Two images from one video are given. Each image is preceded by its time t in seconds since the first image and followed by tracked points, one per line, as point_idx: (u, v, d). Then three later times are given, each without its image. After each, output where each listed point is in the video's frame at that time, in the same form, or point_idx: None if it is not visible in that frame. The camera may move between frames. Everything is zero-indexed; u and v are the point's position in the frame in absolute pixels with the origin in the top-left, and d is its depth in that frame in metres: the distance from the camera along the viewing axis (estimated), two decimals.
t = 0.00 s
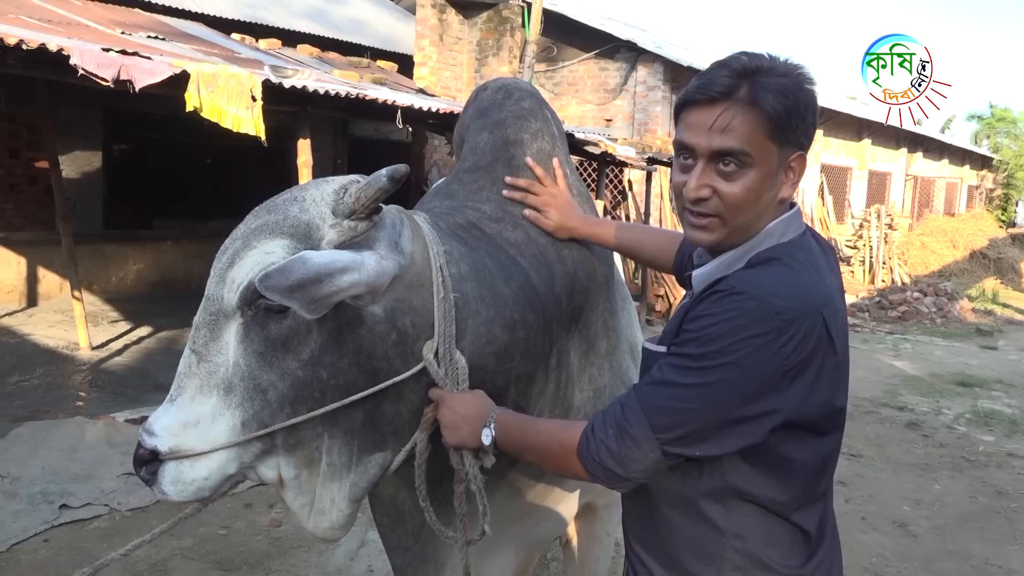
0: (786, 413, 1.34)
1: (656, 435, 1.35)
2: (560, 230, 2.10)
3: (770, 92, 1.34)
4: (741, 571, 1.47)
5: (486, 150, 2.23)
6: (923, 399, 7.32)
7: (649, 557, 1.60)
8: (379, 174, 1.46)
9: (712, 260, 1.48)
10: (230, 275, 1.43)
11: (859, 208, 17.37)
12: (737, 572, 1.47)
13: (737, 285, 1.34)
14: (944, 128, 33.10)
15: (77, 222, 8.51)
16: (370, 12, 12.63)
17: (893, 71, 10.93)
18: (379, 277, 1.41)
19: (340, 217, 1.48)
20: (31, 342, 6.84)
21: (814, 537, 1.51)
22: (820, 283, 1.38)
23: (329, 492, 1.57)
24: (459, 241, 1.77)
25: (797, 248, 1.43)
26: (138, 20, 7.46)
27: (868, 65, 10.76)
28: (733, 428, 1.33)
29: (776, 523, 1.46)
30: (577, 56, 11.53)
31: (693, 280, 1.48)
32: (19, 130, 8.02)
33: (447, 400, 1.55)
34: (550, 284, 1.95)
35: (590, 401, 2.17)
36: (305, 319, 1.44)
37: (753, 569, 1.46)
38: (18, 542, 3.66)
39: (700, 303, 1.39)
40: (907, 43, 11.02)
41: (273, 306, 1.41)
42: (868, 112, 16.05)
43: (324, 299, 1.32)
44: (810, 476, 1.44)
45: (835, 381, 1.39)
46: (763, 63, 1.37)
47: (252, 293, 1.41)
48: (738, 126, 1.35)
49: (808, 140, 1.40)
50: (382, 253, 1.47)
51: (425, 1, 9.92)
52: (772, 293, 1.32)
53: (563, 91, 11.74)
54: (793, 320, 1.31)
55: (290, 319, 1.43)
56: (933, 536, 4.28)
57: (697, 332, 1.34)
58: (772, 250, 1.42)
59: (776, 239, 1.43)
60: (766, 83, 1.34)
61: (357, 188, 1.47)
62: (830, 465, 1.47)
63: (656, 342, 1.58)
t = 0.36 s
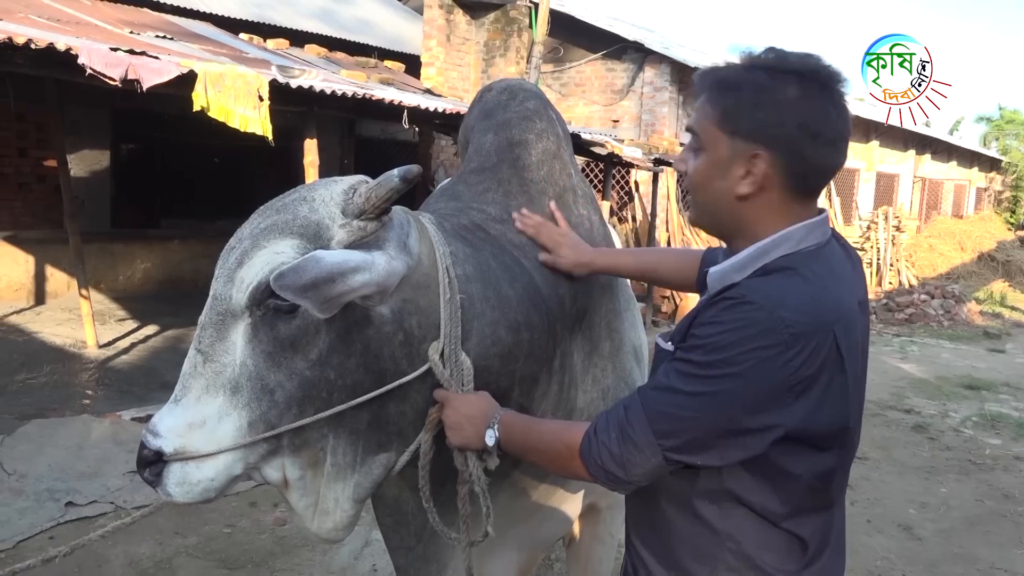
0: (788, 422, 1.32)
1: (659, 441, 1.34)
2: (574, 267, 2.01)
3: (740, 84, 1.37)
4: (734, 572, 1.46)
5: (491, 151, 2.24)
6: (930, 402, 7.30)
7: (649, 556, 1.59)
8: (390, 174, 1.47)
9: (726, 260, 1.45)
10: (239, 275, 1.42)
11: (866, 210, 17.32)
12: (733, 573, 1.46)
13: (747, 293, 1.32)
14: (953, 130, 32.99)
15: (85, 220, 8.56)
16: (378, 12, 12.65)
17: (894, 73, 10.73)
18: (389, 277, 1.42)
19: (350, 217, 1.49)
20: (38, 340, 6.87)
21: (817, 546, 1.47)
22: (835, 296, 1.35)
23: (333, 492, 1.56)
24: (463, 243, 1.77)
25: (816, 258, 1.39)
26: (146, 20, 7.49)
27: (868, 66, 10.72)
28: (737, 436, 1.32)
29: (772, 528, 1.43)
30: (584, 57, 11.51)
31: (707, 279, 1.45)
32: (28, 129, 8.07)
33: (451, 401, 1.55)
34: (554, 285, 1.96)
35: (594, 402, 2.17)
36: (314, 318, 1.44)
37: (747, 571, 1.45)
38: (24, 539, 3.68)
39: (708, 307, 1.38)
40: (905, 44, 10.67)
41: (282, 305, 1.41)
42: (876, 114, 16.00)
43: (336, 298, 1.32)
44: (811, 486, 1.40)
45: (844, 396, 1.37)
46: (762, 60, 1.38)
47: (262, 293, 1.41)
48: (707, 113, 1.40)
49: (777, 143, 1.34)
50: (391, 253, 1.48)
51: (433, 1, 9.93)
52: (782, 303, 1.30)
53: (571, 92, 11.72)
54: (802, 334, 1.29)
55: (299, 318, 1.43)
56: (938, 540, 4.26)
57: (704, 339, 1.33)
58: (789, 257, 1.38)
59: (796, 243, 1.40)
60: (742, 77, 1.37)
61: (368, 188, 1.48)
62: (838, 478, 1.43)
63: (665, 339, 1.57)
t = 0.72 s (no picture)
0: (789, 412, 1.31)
1: (665, 444, 1.32)
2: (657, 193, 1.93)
3: (726, 77, 1.39)
4: (738, 565, 1.46)
5: (497, 153, 2.24)
6: (939, 403, 7.26)
7: (656, 553, 1.58)
8: (399, 178, 1.47)
9: (724, 256, 1.44)
10: (248, 279, 1.43)
11: (876, 210, 17.25)
12: (735, 566, 1.46)
13: (742, 290, 1.32)
14: (964, 130, 32.85)
15: (95, 222, 8.62)
16: (386, 14, 12.68)
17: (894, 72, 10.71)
18: (397, 282, 1.43)
19: (358, 221, 1.49)
20: (49, 342, 6.92)
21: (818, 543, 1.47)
22: (829, 292, 1.36)
23: (342, 495, 1.58)
24: (470, 245, 1.77)
25: (809, 255, 1.40)
26: (156, 23, 7.53)
27: (869, 66, 10.69)
28: (738, 437, 1.30)
29: (775, 523, 1.44)
30: (592, 58, 11.50)
31: (703, 275, 1.45)
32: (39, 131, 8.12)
33: (459, 404, 1.56)
34: (561, 287, 1.95)
35: (600, 404, 2.17)
36: (323, 323, 1.45)
37: (751, 566, 1.45)
38: (34, 538, 3.70)
39: (703, 307, 1.37)
40: (907, 44, 10.48)
41: (291, 310, 1.42)
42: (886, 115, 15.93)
43: (344, 303, 1.33)
44: (813, 481, 1.39)
45: (841, 392, 1.36)
46: (758, 56, 1.39)
47: (271, 297, 1.41)
48: (700, 105, 1.44)
49: (746, 139, 1.34)
50: (400, 257, 1.48)
51: (441, 3, 9.95)
52: (776, 300, 1.30)
53: (579, 93, 11.71)
54: (796, 330, 1.29)
55: (307, 323, 1.44)
56: (947, 542, 4.24)
57: (702, 338, 1.32)
58: (782, 254, 1.39)
59: (790, 241, 1.39)
60: (732, 70, 1.40)
61: (377, 192, 1.48)
62: (838, 474, 1.42)
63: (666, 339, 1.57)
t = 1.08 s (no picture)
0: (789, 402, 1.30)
1: (671, 441, 1.31)
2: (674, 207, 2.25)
3: (716, 75, 1.40)
4: (739, 556, 1.46)
5: (501, 152, 2.25)
6: (950, 401, 7.22)
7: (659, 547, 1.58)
8: (404, 177, 1.48)
9: (719, 251, 1.45)
10: (256, 280, 1.44)
11: (886, 208, 17.17)
12: (735, 556, 1.46)
13: (737, 284, 1.32)
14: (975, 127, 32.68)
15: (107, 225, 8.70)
16: (393, 15, 12.72)
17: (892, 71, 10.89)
18: (403, 280, 1.44)
19: (364, 221, 1.51)
20: (60, 344, 6.97)
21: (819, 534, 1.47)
22: (823, 283, 1.35)
23: (351, 495, 1.58)
24: (476, 244, 1.78)
25: (803, 247, 1.40)
26: (165, 27, 7.58)
27: (869, 66, 10.65)
28: (740, 430, 1.29)
29: (776, 515, 1.44)
30: (600, 58, 11.49)
31: (699, 270, 1.44)
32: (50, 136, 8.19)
33: (466, 402, 1.56)
34: (566, 286, 1.96)
35: (606, 402, 2.18)
36: (331, 322, 1.46)
37: (752, 557, 1.45)
38: (46, 539, 3.74)
39: (699, 301, 1.36)
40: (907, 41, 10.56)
41: (298, 310, 1.43)
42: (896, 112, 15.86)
43: (352, 302, 1.34)
44: (813, 471, 1.39)
45: (838, 382, 1.35)
46: (748, 55, 1.40)
47: (279, 298, 1.43)
48: (693, 103, 1.46)
49: (730, 135, 1.36)
50: (406, 256, 1.49)
51: (448, 4, 9.96)
52: (773, 294, 1.30)
53: (587, 92, 11.70)
54: (794, 322, 1.29)
55: (315, 322, 1.45)
56: (958, 540, 4.22)
57: (699, 332, 1.31)
58: (776, 247, 1.38)
59: (784, 234, 1.40)
60: (721, 69, 1.41)
61: (382, 193, 1.50)
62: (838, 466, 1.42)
63: (664, 335, 1.57)
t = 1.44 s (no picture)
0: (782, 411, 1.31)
1: (667, 448, 1.31)
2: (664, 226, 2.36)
3: (711, 74, 1.41)
4: (733, 556, 1.46)
5: (501, 153, 2.26)
6: (956, 401, 7.20)
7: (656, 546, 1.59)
8: (404, 179, 1.49)
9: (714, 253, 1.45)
10: (257, 281, 1.45)
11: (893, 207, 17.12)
12: (730, 556, 1.47)
13: (731, 291, 1.31)
14: (983, 126, 32.57)
15: (113, 227, 8.74)
16: (399, 17, 12.75)
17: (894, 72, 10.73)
18: (404, 280, 1.45)
19: (364, 222, 1.52)
20: (68, 346, 7.02)
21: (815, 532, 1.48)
22: (816, 288, 1.36)
23: (351, 494, 1.59)
24: (476, 245, 1.78)
25: (796, 251, 1.40)
26: (171, 30, 7.62)
27: (869, 66, 10.63)
28: (736, 438, 1.29)
29: (769, 515, 1.44)
30: (605, 58, 11.48)
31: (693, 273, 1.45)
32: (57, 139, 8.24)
33: (464, 403, 1.57)
34: (566, 286, 1.96)
35: (605, 401, 2.18)
36: (332, 323, 1.47)
37: (747, 556, 1.46)
38: (52, 540, 3.76)
39: (693, 307, 1.36)
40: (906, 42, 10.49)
41: (300, 311, 1.44)
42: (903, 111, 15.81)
43: (353, 303, 1.35)
44: (806, 472, 1.40)
45: (831, 385, 1.36)
46: (744, 53, 1.40)
47: (280, 298, 1.44)
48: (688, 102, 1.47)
49: (724, 133, 1.37)
50: (407, 257, 1.50)
51: (453, 5, 9.98)
52: (767, 302, 1.30)
53: (592, 93, 11.69)
54: (787, 329, 1.29)
55: (316, 322, 1.46)
56: (963, 539, 4.21)
57: (694, 341, 1.31)
58: (771, 251, 1.39)
59: (778, 238, 1.40)
60: (716, 68, 1.41)
61: (383, 194, 1.50)
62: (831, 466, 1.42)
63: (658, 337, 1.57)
